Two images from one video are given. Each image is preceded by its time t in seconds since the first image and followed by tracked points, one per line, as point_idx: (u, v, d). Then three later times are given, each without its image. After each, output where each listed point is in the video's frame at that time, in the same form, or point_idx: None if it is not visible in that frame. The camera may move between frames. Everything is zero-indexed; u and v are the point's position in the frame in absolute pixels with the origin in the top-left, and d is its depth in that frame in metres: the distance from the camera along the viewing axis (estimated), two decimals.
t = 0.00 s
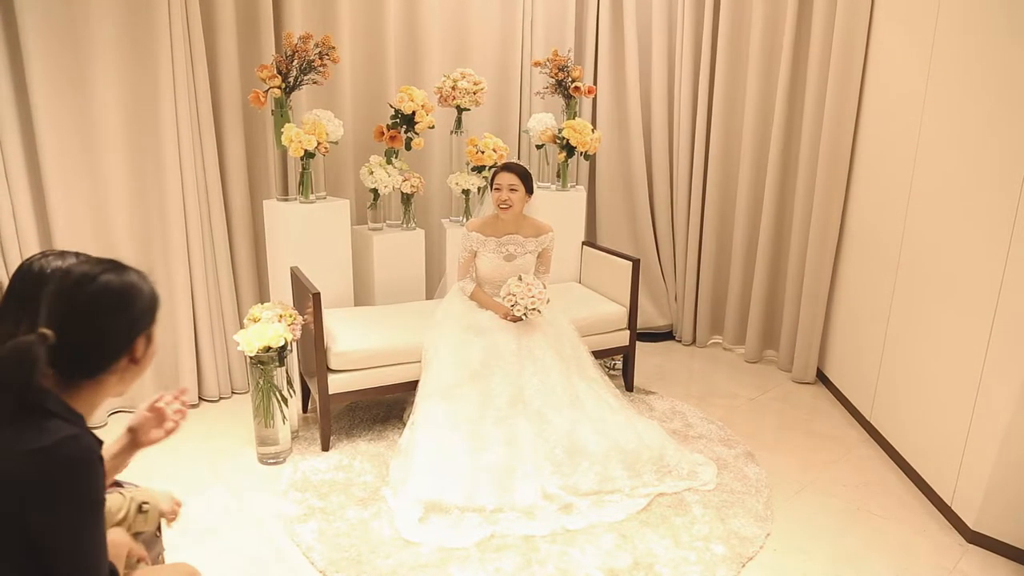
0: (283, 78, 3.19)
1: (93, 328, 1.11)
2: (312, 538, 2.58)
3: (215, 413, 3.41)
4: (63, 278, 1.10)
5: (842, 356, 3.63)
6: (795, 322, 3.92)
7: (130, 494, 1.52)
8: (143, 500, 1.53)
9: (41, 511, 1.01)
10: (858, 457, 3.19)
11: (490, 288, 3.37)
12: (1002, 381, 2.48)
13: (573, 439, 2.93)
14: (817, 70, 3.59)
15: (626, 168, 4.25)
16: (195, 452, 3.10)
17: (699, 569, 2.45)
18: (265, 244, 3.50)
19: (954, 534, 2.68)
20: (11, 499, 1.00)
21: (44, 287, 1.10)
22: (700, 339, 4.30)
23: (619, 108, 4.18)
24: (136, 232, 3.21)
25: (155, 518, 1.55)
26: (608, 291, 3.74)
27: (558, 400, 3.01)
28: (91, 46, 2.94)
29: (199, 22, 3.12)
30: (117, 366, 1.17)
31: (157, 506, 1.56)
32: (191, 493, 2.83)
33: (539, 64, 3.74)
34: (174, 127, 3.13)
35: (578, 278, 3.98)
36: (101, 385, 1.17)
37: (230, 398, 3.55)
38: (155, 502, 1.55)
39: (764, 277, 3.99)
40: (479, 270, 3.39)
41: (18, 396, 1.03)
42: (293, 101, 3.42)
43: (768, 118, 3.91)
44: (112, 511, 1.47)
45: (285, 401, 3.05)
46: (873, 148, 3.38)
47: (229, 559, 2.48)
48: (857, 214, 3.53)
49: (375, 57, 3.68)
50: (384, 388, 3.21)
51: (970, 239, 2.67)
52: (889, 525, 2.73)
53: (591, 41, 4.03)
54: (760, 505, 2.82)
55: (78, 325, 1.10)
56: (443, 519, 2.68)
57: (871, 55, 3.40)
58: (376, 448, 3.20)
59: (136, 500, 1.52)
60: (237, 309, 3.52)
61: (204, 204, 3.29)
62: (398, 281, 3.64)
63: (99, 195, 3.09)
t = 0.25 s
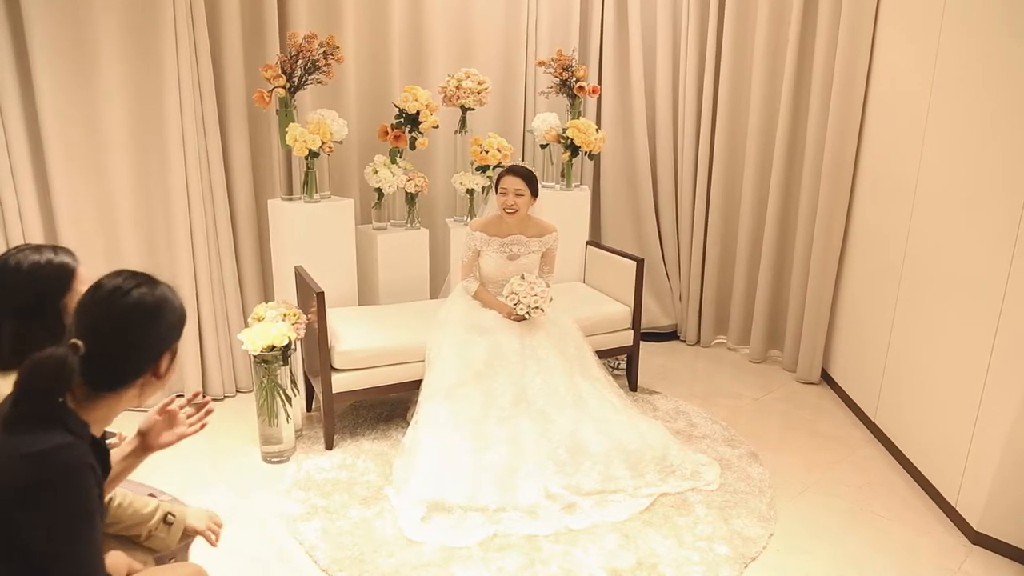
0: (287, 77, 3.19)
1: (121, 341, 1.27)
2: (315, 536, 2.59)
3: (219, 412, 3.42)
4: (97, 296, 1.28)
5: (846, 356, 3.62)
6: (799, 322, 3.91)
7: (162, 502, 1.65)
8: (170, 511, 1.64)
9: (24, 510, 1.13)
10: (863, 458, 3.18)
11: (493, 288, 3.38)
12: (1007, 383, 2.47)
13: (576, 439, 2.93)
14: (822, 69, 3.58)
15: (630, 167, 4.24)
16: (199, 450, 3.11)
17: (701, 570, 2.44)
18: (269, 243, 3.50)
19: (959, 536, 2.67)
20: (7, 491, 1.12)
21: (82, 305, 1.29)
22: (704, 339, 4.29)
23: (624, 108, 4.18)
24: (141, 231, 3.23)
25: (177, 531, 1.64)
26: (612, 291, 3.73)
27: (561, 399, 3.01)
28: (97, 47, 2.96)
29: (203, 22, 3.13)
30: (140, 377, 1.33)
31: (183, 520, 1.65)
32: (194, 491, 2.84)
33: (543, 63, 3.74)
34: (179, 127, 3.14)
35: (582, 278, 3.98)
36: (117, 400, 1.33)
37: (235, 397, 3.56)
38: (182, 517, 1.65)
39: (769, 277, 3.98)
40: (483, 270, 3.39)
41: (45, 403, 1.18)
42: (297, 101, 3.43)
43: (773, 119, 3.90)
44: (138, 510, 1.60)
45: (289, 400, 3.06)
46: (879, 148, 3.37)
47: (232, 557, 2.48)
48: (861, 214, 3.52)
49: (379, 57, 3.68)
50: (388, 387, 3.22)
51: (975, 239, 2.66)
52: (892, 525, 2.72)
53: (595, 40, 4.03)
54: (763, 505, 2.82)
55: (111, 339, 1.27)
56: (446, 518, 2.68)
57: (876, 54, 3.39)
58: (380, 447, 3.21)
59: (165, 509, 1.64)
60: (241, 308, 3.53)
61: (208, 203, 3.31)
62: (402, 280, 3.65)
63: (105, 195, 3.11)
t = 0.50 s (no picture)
0: (293, 77, 3.20)
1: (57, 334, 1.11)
2: (319, 535, 2.59)
3: (224, 410, 3.43)
4: (36, 285, 1.13)
5: (852, 356, 3.61)
6: (805, 322, 3.90)
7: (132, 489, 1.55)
8: (145, 498, 1.55)
9: None
10: (868, 458, 3.17)
11: (498, 287, 3.38)
12: (1013, 384, 2.46)
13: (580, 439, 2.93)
14: (828, 69, 3.57)
15: (636, 167, 4.24)
16: (204, 448, 3.12)
17: (705, 570, 2.44)
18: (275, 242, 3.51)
19: (964, 537, 2.66)
20: None
21: (19, 294, 1.13)
22: (709, 339, 4.28)
23: (629, 107, 4.17)
24: (147, 230, 3.24)
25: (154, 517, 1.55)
26: (617, 290, 3.73)
27: (565, 399, 3.02)
28: (103, 47, 2.97)
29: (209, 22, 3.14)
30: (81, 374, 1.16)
31: (159, 504, 1.57)
32: (199, 489, 2.85)
33: (548, 63, 3.74)
34: (185, 127, 3.15)
35: (587, 278, 3.98)
36: (58, 400, 1.18)
37: (240, 395, 3.57)
38: (157, 502, 1.57)
39: (774, 277, 3.97)
40: (488, 270, 3.39)
41: None
42: (302, 100, 3.44)
43: (779, 118, 3.89)
44: (112, 502, 1.50)
45: (294, 399, 3.07)
46: (885, 147, 3.36)
47: (236, 555, 2.49)
48: (867, 215, 3.51)
49: (384, 57, 3.69)
50: (392, 386, 3.22)
51: (981, 240, 2.65)
52: (898, 526, 2.72)
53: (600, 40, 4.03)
54: (768, 506, 2.81)
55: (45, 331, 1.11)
56: (449, 517, 2.68)
57: (883, 54, 3.38)
58: (384, 446, 3.21)
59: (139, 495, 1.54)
60: (246, 307, 3.55)
61: (214, 203, 3.31)
62: (407, 279, 3.65)
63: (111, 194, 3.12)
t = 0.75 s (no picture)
0: (300, 76, 3.21)
1: None
2: (325, 533, 2.60)
3: (232, 408, 3.45)
4: None
5: (860, 357, 3.60)
6: (812, 323, 3.89)
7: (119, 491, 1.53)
8: (132, 502, 1.53)
9: None
10: (875, 460, 3.16)
11: (505, 287, 3.38)
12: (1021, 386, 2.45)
13: (586, 439, 2.93)
14: (836, 68, 3.56)
15: (643, 166, 4.23)
16: (211, 446, 3.14)
17: (711, 570, 2.43)
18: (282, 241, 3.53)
19: (973, 539, 2.64)
20: None
21: None
22: (717, 339, 4.27)
23: (636, 107, 4.17)
24: (155, 229, 3.26)
25: (145, 518, 1.54)
26: (624, 290, 3.73)
27: (572, 399, 3.02)
28: (113, 47, 2.98)
29: (218, 22, 3.15)
30: None
31: (150, 504, 1.56)
32: (206, 487, 2.86)
33: (556, 62, 3.74)
34: (194, 126, 3.17)
35: (594, 277, 3.98)
36: None
37: (247, 393, 3.59)
38: (147, 504, 1.54)
39: (782, 277, 3.96)
40: (495, 270, 3.39)
41: None
42: (310, 100, 3.45)
43: (787, 118, 3.88)
44: (99, 513, 1.48)
45: (301, 397, 3.08)
46: (894, 147, 3.34)
47: (243, 553, 2.50)
48: (876, 215, 3.49)
49: (392, 56, 3.69)
50: (399, 385, 3.23)
51: (990, 240, 2.63)
52: (905, 528, 2.70)
53: (608, 39, 4.02)
54: (774, 506, 2.80)
55: None
56: (455, 516, 2.68)
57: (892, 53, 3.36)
58: (391, 445, 3.22)
59: (125, 500, 1.52)
60: (254, 306, 3.56)
61: (222, 201, 3.33)
62: (414, 278, 3.66)
63: (120, 193, 3.14)
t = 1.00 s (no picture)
0: (309, 76, 3.22)
1: None
2: (332, 531, 2.61)
3: (240, 406, 3.46)
4: None
5: (868, 358, 3.58)
6: (821, 324, 3.87)
7: (114, 480, 1.51)
8: (129, 488, 1.53)
9: None
10: (883, 461, 3.15)
11: (512, 287, 3.38)
12: None
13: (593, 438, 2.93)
14: (845, 68, 3.54)
15: (651, 166, 4.23)
16: (219, 444, 3.15)
17: (717, 571, 2.43)
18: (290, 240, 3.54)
19: (981, 542, 2.63)
20: None
21: None
22: (724, 339, 4.26)
23: (644, 107, 4.16)
24: (164, 227, 3.27)
25: (144, 499, 1.56)
26: (631, 290, 3.72)
27: (579, 399, 3.01)
28: (122, 47, 3.00)
29: (227, 22, 3.16)
30: None
31: (148, 482, 1.57)
32: (213, 485, 2.87)
33: (564, 62, 3.73)
34: (202, 126, 3.18)
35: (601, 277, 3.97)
36: None
37: (255, 392, 3.60)
38: (146, 484, 1.56)
39: (790, 277, 3.95)
40: (502, 270, 3.39)
41: None
42: (318, 99, 3.45)
43: (795, 118, 3.87)
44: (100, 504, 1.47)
45: (308, 396, 3.09)
46: (903, 147, 3.32)
47: (249, 550, 2.51)
48: (884, 215, 3.47)
49: (400, 56, 3.70)
50: (406, 384, 3.23)
51: (999, 241, 2.61)
52: (913, 530, 2.69)
53: (616, 39, 4.02)
54: (781, 507, 2.80)
55: None
56: (461, 515, 2.68)
57: (901, 53, 3.35)
58: (398, 443, 3.23)
59: (121, 487, 1.52)
60: (262, 305, 3.57)
61: (230, 200, 3.34)
62: (421, 278, 3.66)
63: (129, 192, 3.16)
